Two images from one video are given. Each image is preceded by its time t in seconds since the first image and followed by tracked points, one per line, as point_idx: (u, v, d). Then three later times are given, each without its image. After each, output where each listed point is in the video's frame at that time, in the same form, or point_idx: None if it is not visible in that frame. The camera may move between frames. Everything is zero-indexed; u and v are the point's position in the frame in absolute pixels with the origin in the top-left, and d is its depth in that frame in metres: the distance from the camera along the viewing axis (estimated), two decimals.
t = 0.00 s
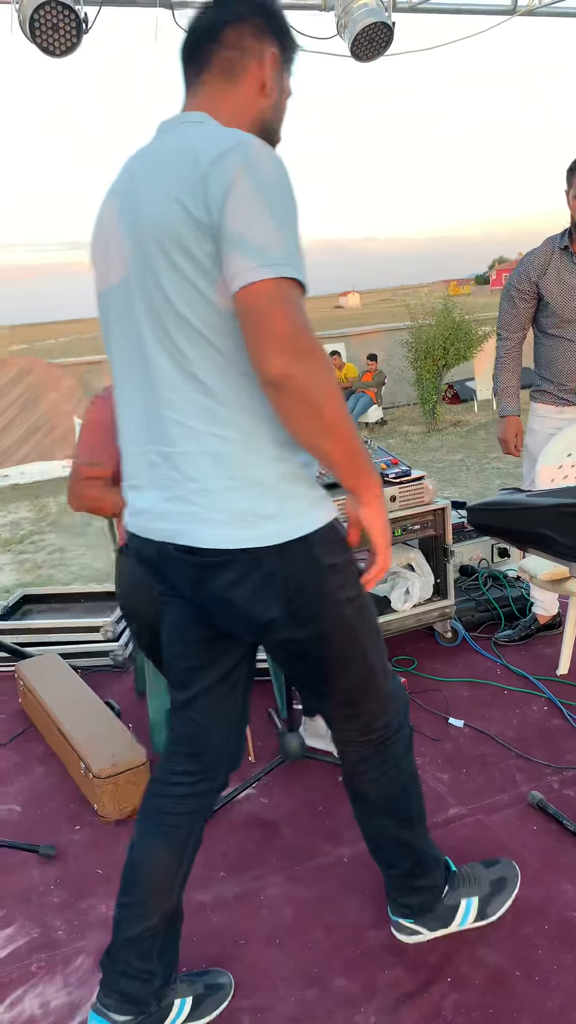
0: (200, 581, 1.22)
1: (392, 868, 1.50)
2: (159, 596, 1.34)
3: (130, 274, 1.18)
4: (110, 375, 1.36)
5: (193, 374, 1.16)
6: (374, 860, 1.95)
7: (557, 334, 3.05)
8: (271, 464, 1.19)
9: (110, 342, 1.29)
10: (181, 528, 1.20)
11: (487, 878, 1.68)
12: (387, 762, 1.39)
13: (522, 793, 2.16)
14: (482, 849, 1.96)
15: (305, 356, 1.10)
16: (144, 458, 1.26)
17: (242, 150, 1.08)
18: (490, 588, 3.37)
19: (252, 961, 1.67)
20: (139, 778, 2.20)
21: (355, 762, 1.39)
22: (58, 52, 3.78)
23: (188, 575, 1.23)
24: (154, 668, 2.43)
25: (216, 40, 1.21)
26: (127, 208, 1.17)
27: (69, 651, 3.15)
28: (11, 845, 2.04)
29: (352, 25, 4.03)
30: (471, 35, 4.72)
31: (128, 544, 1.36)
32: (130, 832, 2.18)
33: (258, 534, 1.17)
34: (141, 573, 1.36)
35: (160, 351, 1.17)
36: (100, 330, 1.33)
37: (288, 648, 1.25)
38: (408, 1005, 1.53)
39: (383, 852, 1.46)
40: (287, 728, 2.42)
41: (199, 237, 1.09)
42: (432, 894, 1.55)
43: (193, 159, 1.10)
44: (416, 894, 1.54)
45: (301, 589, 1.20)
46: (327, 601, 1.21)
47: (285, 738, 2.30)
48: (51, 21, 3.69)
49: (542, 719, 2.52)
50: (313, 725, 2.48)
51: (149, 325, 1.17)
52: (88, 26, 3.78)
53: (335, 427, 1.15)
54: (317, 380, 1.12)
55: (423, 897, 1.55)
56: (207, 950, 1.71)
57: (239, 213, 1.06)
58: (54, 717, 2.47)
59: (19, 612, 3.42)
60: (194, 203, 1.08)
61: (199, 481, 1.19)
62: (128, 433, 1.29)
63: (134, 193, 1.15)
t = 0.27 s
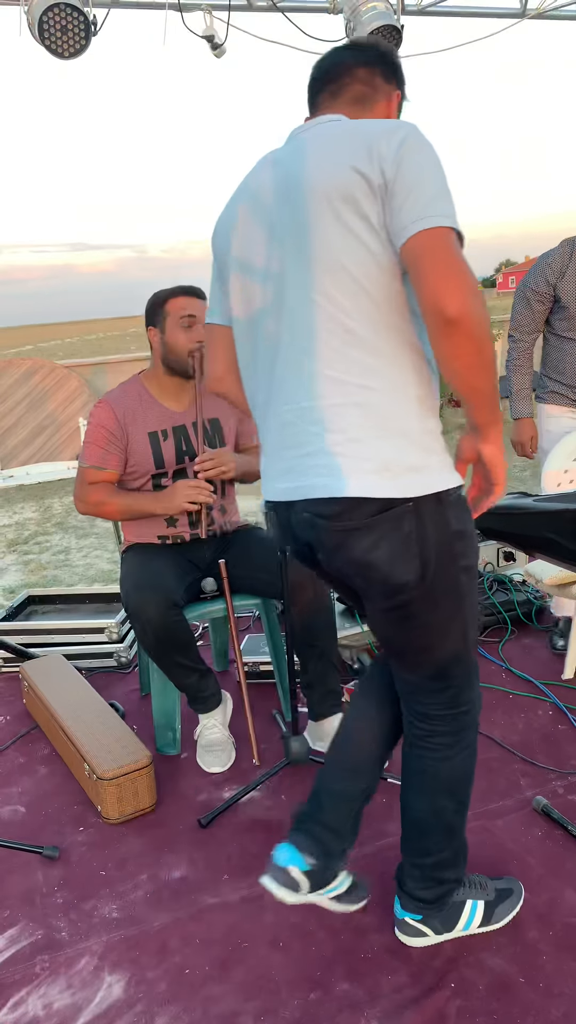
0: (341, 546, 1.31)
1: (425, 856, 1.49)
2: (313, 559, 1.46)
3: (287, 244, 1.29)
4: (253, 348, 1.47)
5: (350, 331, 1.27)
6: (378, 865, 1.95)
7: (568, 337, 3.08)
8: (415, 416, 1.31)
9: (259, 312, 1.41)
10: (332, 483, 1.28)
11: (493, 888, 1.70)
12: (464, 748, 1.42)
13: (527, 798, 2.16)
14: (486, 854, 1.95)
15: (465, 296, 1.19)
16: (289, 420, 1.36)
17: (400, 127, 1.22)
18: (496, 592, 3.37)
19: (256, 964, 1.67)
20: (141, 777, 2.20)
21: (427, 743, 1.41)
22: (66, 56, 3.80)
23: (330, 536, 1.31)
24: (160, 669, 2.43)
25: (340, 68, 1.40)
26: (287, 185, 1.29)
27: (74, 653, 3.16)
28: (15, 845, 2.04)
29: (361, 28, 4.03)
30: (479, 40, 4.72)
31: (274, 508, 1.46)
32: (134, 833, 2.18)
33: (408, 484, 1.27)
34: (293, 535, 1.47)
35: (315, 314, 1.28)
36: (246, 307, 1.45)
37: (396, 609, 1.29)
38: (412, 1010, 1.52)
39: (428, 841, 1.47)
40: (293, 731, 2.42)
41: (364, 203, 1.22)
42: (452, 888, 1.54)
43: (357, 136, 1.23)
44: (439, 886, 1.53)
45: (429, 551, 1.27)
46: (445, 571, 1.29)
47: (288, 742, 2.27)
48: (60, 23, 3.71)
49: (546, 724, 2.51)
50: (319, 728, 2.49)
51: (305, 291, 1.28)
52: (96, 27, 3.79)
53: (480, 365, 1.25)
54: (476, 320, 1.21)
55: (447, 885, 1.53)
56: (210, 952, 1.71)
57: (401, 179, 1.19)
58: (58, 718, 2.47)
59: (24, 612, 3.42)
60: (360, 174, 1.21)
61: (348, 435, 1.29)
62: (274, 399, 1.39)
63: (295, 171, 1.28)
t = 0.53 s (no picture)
0: (388, 517, 1.41)
1: (430, 841, 1.52)
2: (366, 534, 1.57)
3: (347, 234, 1.36)
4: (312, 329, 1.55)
5: (405, 320, 1.34)
6: (378, 864, 1.95)
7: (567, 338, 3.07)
8: (467, 396, 1.38)
9: (319, 299, 1.49)
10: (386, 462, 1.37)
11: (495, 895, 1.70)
12: (482, 736, 1.47)
13: (527, 798, 2.16)
14: (487, 853, 1.95)
15: (514, 286, 1.24)
16: (350, 399, 1.45)
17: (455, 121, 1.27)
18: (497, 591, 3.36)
19: (256, 963, 1.67)
20: (141, 775, 2.20)
21: (448, 726, 1.47)
22: (66, 54, 3.77)
23: (382, 509, 1.41)
24: (160, 668, 2.43)
25: (393, 64, 1.42)
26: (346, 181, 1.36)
27: (75, 651, 3.16)
28: (16, 844, 2.04)
29: (362, 27, 4.02)
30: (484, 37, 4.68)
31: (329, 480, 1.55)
32: (135, 832, 2.18)
33: (459, 461, 1.34)
34: (344, 506, 1.56)
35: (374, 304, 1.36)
36: (307, 293, 1.53)
37: (434, 580, 1.38)
38: (412, 1008, 1.52)
39: (435, 825, 1.50)
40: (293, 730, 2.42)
41: (420, 197, 1.28)
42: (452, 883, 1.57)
43: (415, 132, 1.29)
44: (443, 879, 1.56)
45: (469, 530, 1.36)
46: (478, 554, 1.37)
47: (289, 741, 2.27)
48: (61, 22, 3.68)
49: (547, 723, 2.51)
50: (320, 728, 2.48)
51: (365, 281, 1.36)
52: (96, 27, 3.76)
53: (525, 346, 1.31)
54: (522, 307, 1.27)
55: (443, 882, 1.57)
56: (211, 951, 1.71)
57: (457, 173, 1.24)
58: (59, 717, 2.48)
59: (25, 611, 3.42)
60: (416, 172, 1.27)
61: (403, 415, 1.37)
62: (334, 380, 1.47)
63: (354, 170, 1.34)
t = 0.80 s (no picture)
0: (392, 502, 1.45)
1: (426, 832, 1.49)
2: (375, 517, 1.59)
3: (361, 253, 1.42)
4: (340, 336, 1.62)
5: (409, 331, 1.38)
6: (374, 869, 1.95)
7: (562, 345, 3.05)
8: (466, 400, 1.40)
9: (340, 308, 1.54)
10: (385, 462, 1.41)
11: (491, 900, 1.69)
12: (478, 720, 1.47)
13: (523, 801, 2.16)
14: (483, 857, 1.95)
15: (506, 296, 1.24)
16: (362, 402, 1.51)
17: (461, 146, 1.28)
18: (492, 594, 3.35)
19: (252, 969, 1.67)
20: (136, 781, 2.19)
21: (446, 712, 1.46)
22: (61, 60, 3.81)
23: (385, 497, 1.46)
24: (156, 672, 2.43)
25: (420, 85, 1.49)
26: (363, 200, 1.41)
27: (70, 657, 3.15)
28: (11, 851, 2.03)
29: (356, 31, 4.03)
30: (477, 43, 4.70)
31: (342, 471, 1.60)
32: (130, 838, 2.18)
33: (454, 461, 1.36)
34: (356, 496, 1.60)
35: (383, 316, 1.41)
36: (329, 302, 1.59)
37: (433, 562, 1.40)
38: (409, 1014, 1.52)
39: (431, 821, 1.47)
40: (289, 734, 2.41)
41: (425, 223, 1.31)
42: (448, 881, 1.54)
43: (424, 158, 1.31)
44: (438, 875, 1.53)
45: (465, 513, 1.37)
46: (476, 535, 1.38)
47: (285, 746, 2.27)
48: (56, 27, 3.68)
49: (543, 727, 2.51)
50: (316, 732, 2.47)
51: (375, 295, 1.41)
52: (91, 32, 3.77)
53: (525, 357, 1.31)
54: (516, 314, 1.26)
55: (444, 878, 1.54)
56: (207, 958, 1.70)
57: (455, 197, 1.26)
58: (54, 723, 2.47)
59: (20, 616, 3.41)
60: (420, 196, 1.30)
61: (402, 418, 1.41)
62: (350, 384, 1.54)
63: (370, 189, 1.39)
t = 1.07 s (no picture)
0: (371, 470, 1.63)
1: (402, 796, 1.60)
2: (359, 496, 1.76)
3: (376, 238, 1.61)
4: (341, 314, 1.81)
5: (408, 312, 1.57)
6: (373, 869, 1.95)
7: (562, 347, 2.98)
8: (444, 384, 1.59)
9: (351, 291, 1.74)
10: (370, 423, 1.59)
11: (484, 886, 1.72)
12: (441, 687, 1.58)
13: (521, 800, 2.16)
14: (481, 857, 1.95)
15: (530, 292, 1.43)
16: (355, 375, 1.69)
17: (485, 166, 1.49)
18: (490, 594, 3.35)
19: (251, 968, 1.67)
20: (134, 782, 2.19)
21: (412, 677, 1.59)
22: (57, 59, 3.80)
23: (366, 464, 1.64)
24: (153, 672, 2.42)
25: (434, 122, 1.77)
26: (390, 196, 1.60)
27: (68, 657, 3.15)
28: (9, 852, 2.03)
29: (352, 32, 4.03)
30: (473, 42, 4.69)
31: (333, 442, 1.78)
32: (128, 839, 2.18)
33: (426, 432, 1.55)
34: (342, 467, 1.78)
35: (388, 295, 1.60)
36: (343, 284, 1.78)
37: (402, 529, 1.57)
38: (408, 1013, 1.52)
39: (405, 779, 1.59)
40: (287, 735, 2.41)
41: (444, 223, 1.51)
42: (429, 847, 1.63)
43: (453, 170, 1.52)
44: (419, 839, 1.63)
45: (431, 485, 1.55)
46: (440, 507, 1.54)
47: (283, 745, 2.28)
48: (51, 28, 3.66)
49: (541, 727, 2.51)
50: (314, 732, 2.47)
51: (384, 279, 1.60)
52: (87, 33, 3.76)
53: (533, 353, 1.48)
54: (536, 311, 1.44)
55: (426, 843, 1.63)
56: (205, 957, 1.71)
57: (477, 205, 1.46)
58: (52, 723, 2.46)
59: (18, 617, 3.41)
60: (445, 200, 1.50)
61: (390, 390, 1.59)
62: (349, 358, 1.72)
63: (397, 187, 1.59)
